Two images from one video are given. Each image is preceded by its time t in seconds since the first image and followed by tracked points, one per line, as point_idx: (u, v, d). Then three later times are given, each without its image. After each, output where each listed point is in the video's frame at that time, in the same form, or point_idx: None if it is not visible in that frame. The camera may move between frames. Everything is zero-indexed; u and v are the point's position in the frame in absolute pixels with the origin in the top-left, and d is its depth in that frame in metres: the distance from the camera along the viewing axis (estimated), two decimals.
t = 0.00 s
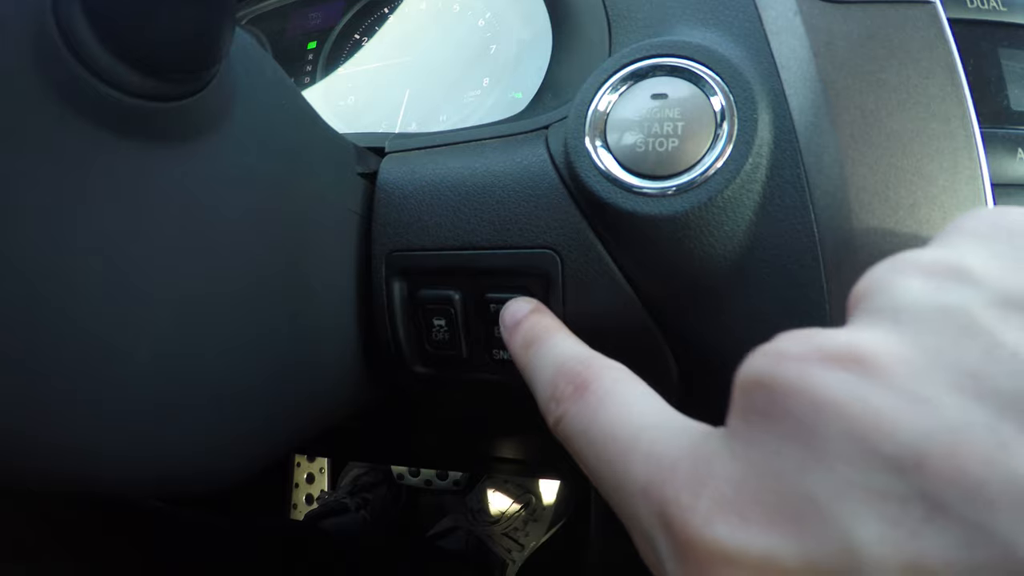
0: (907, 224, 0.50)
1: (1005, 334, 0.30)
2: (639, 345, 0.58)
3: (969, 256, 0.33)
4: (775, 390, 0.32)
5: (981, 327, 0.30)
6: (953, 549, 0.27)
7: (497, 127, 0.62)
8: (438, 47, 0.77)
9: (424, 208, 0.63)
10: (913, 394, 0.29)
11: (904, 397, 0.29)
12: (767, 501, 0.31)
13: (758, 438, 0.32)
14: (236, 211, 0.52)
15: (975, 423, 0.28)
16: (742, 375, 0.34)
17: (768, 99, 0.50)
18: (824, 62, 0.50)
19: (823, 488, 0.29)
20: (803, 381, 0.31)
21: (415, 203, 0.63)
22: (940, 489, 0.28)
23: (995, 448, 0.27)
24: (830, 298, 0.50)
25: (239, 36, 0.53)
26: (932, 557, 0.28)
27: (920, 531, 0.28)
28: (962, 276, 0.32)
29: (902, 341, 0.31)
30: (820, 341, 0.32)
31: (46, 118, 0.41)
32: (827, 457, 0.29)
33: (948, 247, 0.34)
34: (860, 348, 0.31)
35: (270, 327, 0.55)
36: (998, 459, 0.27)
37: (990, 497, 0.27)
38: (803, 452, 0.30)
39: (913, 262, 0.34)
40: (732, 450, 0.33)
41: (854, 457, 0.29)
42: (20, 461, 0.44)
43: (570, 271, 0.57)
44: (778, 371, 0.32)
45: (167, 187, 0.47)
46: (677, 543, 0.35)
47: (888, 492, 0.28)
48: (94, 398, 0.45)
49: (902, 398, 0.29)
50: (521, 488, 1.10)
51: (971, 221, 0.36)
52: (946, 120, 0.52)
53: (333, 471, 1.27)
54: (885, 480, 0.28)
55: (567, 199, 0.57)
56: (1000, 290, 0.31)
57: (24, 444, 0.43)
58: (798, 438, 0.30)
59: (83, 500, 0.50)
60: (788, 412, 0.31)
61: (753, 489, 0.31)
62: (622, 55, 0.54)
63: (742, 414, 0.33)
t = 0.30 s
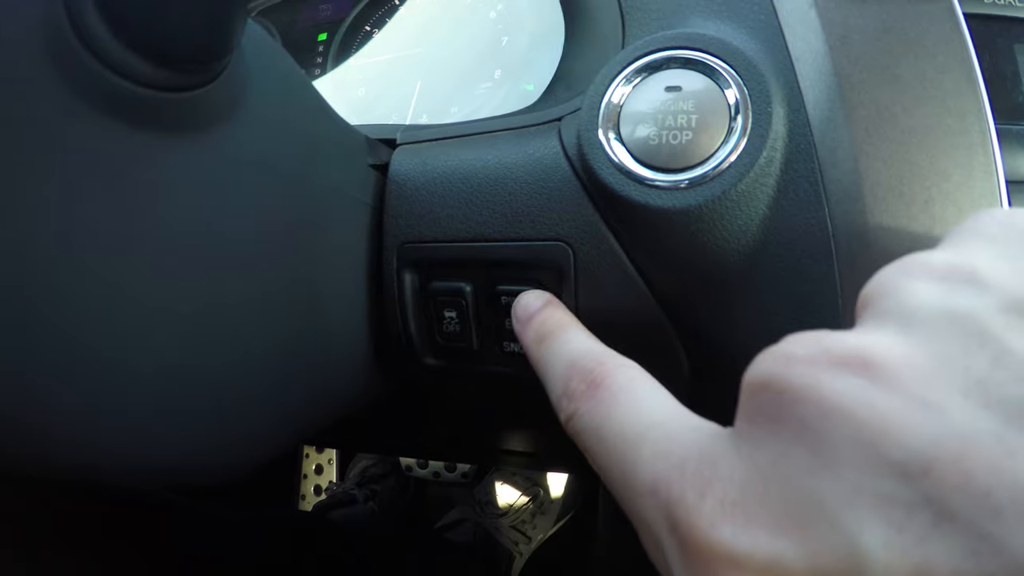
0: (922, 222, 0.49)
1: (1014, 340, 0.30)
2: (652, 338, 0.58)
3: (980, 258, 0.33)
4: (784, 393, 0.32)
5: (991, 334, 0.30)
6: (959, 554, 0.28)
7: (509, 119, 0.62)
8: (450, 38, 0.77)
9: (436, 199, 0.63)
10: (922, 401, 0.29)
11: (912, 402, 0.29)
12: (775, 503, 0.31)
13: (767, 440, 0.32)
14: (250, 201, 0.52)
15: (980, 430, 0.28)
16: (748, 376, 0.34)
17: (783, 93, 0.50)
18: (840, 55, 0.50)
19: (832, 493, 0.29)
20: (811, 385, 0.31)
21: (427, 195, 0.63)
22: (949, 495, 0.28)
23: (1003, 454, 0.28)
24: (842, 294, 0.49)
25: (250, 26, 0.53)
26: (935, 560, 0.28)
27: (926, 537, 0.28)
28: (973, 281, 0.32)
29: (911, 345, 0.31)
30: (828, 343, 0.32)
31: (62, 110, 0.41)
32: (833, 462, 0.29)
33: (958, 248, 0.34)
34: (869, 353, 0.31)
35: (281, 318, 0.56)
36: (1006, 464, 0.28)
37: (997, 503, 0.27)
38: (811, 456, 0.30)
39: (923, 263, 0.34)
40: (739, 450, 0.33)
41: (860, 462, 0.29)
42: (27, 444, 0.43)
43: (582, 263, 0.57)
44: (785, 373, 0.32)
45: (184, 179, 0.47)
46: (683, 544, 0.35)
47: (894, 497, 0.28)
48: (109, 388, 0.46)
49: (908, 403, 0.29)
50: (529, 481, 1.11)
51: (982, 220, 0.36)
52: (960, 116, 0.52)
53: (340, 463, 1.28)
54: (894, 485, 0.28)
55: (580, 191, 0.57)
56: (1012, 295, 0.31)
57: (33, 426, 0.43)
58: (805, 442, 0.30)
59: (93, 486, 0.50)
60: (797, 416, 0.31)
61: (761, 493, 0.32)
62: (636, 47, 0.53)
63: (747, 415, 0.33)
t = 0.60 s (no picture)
0: (930, 219, 0.49)
1: (1022, 341, 0.32)
2: (658, 333, 0.58)
3: (991, 260, 0.35)
4: (794, 388, 0.33)
5: (1000, 334, 0.32)
6: (966, 550, 0.29)
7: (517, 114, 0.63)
8: (457, 34, 0.77)
9: (444, 194, 0.63)
10: (935, 400, 0.30)
11: (925, 402, 0.30)
12: (787, 497, 0.32)
13: (779, 435, 0.33)
14: (259, 195, 0.52)
15: (986, 428, 0.30)
16: (760, 370, 0.35)
17: (791, 89, 0.50)
18: (848, 50, 0.49)
19: (842, 487, 0.30)
20: (822, 379, 0.32)
21: (435, 190, 0.63)
22: (956, 492, 0.29)
23: (1011, 452, 0.29)
24: (849, 292, 0.49)
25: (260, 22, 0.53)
26: (941, 555, 0.29)
27: (937, 532, 0.29)
28: (985, 285, 0.34)
29: (920, 344, 0.32)
30: (839, 341, 0.33)
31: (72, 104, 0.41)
32: (844, 457, 0.30)
33: (968, 249, 0.36)
34: (879, 350, 0.32)
35: (290, 311, 0.56)
36: (1015, 462, 0.29)
37: (1005, 502, 0.29)
38: (822, 451, 0.31)
39: (934, 263, 0.35)
40: (749, 444, 0.34)
41: (870, 459, 0.30)
42: (33, 433, 0.45)
43: (589, 258, 0.58)
44: (796, 368, 0.33)
45: (193, 173, 0.47)
46: (691, 536, 0.36)
47: (904, 494, 0.30)
48: (118, 378, 0.46)
49: (918, 402, 0.30)
50: (533, 476, 1.12)
51: (993, 221, 0.38)
52: (968, 114, 0.52)
53: (346, 456, 1.29)
54: (904, 481, 0.30)
55: (587, 187, 0.57)
56: (1020, 296, 0.33)
57: (41, 413, 0.45)
58: (816, 437, 0.31)
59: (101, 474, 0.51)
60: (808, 411, 0.32)
61: (772, 488, 0.32)
62: (644, 42, 0.53)
63: (757, 410, 0.34)
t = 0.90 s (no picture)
0: (932, 220, 0.49)
1: None
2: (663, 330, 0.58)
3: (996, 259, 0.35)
4: (797, 373, 0.33)
5: (1001, 328, 0.32)
6: (962, 537, 0.29)
7: (524, 113, 0.63)
8: (463, 32, 0.77)
9: (450, 192, 0.63)
10: (935, 387, 0.30)
11: (927, 388, 0.31)
12: (786, 481, 0.32)
13: (778, 418, 0.33)
14: (265, 193, 0.52)
15: (984, 413, 0.29)
16: (763, 356, 0.35)
17: (796, 88, 0.50)
18: (854, 50, 0.50)
19: (837, 470, 0.31)
20: (824, 363, 0.33)
21: (441, 189, 0.64)
22: (954, 477, 0.29)
23: (1012, 441, 0.29)
24: (853, 291, 0.49)
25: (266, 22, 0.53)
26: (934, 544, 0.29)
27: (934, 519, 0.29)
28: (987, 280, 0.34)
29: (926, 333, 0.32)
30: (842, 329, 0.34)
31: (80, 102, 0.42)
32: (843, 443, 0.31)
33: (974, 247, 0.36)
34: (881, 339, 0.33)
35: (296, 309, 0.56)
36: (1016, 453, 0.28)
37: (1002, 490, 0.28)
38: (820, 434, 0.31)
39: (939, 259, 0.36)
40: (749, 430, 0.34)
41: (865, 441, 0.30)
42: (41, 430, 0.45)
43: (595, 257, 0.58)
44: (799, 353, 0.34)
45: (200, 171, 0.48)
46: (690, 522, 0.36)
47: (902, 480, 0.30)
48: (124, 377, 0.47)
49: (920, 388, 0.31)
50: (539, 474, 1.12)
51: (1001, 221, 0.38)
52: (973, 114, 0.52)
53: (349, 454, 1.30)
54: (904, 467, 0.30)
55: (593, 186, 0.57)
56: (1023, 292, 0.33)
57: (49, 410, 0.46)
58: (816, 421, 0.32)
59: (108, 470, 0.51)
60: (810, 394, 0.32)
61: (773, 471, 0.33)
62: (650, 41, 0.53)
63: (760, 394, 0.35)
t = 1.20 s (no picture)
0: (933, 225, 0.50)
1: None
2: (669, 332, 0.59)
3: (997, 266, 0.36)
4: (806, 353, 0.34)
5: (1002, 330, 0.32)
6: (958, 516, 0.29)
7: (532, 117, 0.64)
8: (472, 35, 0.78)
9: (458, 195, 0.64)
10: (936, 375, 0.31)
11: (929, 374, 0.31)
12: (790, 457, 0.33)
13: (785, 397, 0.34)
14: (277, 196, 0.53)
15: (981, 403, 0.30)
16: (774, 338, 0.36)
17: (801, 94, 0.50)
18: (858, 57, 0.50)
19: (841, 446, 0.32)
20: (832, 347, 0.34)
21: (450, 192, 0.64)
22: (951, 463, 0.30)
23: (1008, 430, 0.29)
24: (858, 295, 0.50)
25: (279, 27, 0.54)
26: (934, 522, 0.30)
27: (931, 497, 0.30)
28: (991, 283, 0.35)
29: (928, 324, 0.34)
30: (853, 313, 0.35)
31: (98, 109, 0.43)
32: (846, 421, 0.32)
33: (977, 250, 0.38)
34: (886, 326, 0.34)
35: (305, 310, 0.57)
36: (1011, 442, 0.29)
37: (997, 470, 0.29)
38: (826, 413, 0.32)
39: (943, 261, 0.37)
40: (756, 407, 0.35)
41: (869, 418, 0.31)
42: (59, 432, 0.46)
43: (601, 261, 0.59)
44: (810, 336, 0.35)
45: (215, 174, 0.49)
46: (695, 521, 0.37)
47: (901, 460, 0.30)
48: (140, 380, 0.48)
49: (923, 375, 0.31)
50: (545, 473, 1.12)
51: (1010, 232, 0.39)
52: (977, 120, 0.52)
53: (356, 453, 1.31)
54: (901, 446, 0.31)
55: (600, 190, 0.58)
56: None
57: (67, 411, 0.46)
58: (822, 401, 0.33)
59: (124, 470, 0.52)
60: (816, 374, 0.33)
61: (780, 454, 0.34)
62: (657, 47, 0.54)
63: (770, 374, 0.35)
